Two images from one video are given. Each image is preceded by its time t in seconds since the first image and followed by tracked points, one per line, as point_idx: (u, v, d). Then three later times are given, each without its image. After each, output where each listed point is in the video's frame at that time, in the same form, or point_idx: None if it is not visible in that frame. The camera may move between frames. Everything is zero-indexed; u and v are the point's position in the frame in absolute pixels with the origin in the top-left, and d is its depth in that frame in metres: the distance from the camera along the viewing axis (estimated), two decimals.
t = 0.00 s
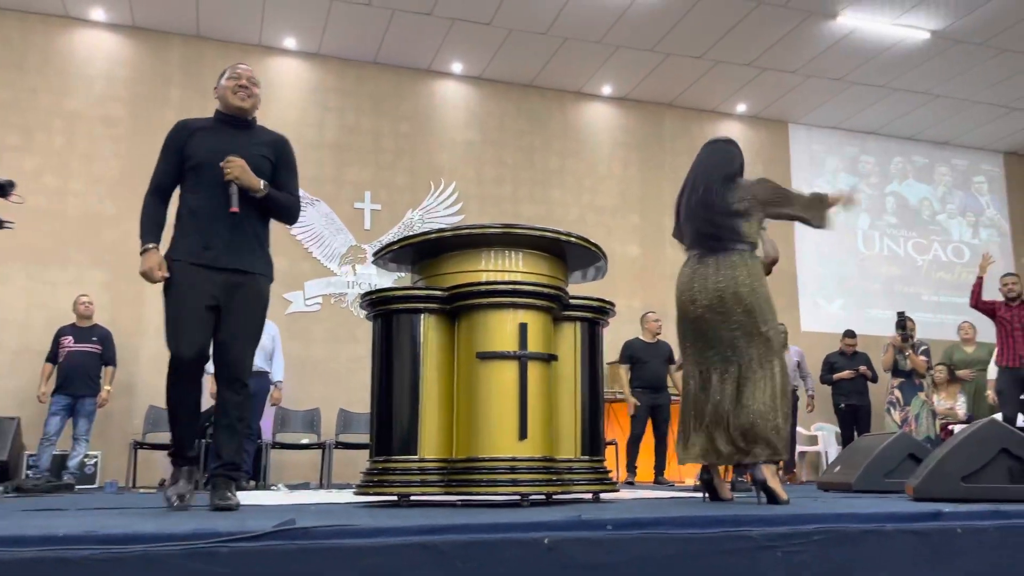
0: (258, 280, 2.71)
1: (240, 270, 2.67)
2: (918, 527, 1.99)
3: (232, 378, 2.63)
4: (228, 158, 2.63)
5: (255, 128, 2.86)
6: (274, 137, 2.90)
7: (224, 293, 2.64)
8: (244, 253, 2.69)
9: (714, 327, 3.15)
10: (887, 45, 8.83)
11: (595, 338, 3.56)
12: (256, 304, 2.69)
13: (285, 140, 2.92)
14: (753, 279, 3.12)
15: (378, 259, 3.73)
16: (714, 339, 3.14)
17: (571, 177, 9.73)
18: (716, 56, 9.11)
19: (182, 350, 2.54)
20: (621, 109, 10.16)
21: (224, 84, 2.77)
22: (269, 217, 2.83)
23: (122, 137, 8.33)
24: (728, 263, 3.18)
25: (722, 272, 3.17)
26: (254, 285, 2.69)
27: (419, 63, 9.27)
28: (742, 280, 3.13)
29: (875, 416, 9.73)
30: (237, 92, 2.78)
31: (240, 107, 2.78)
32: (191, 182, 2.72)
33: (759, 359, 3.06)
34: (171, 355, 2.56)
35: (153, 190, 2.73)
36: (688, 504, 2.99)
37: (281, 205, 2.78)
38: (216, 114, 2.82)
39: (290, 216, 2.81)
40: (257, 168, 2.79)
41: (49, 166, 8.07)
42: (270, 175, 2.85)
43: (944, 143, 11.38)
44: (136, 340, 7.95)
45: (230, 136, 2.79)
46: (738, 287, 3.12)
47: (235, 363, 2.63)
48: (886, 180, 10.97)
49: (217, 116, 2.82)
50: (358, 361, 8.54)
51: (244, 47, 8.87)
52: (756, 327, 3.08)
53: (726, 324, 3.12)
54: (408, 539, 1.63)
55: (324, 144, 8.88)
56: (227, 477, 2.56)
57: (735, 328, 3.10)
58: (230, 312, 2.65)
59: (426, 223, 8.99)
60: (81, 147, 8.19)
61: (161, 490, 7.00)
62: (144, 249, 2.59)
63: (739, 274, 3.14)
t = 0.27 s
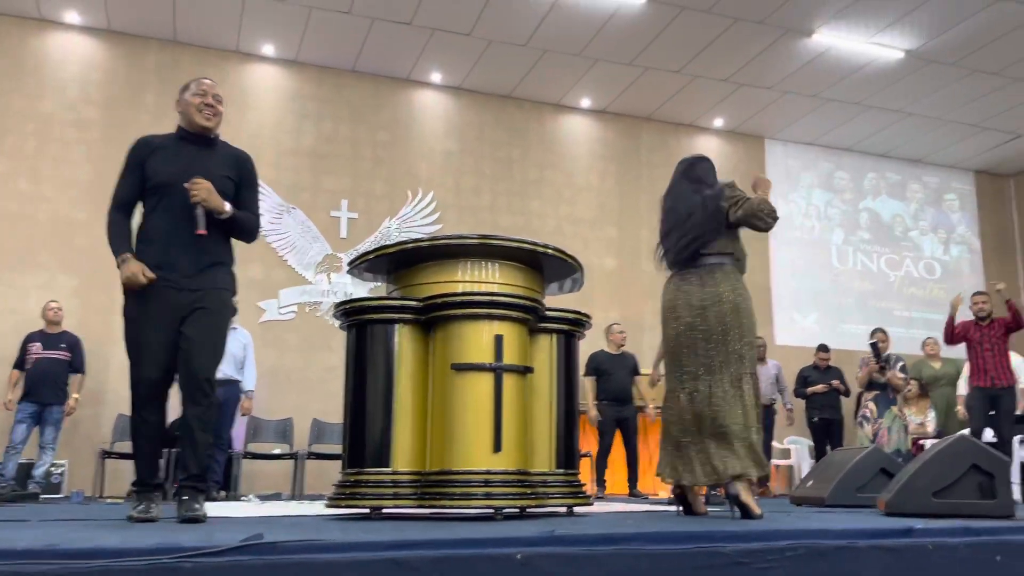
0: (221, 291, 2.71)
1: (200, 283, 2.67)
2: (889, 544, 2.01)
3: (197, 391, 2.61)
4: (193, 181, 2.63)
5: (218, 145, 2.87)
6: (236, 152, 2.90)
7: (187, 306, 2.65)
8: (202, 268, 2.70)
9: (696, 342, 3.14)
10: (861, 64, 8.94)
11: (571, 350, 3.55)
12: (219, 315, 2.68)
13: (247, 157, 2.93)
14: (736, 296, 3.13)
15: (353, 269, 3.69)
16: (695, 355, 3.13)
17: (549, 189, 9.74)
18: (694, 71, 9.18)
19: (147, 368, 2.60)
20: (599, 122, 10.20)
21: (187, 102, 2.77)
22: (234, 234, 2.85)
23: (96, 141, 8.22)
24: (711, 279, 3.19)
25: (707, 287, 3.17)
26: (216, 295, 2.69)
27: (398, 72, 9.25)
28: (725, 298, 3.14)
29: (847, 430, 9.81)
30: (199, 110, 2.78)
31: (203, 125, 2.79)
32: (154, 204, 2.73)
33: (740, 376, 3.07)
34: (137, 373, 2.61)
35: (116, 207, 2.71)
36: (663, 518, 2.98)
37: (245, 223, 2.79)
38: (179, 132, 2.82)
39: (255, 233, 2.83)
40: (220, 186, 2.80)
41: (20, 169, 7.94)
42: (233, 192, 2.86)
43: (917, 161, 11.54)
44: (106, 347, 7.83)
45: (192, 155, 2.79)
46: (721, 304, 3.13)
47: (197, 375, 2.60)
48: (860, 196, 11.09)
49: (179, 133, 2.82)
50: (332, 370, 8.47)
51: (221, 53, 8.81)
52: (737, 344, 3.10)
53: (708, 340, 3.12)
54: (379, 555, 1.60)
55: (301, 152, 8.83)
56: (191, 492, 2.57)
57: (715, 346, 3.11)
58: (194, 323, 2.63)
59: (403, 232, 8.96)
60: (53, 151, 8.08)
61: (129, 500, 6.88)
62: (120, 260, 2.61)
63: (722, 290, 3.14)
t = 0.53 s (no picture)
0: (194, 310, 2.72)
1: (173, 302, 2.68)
2: (870, 563, 2.00)
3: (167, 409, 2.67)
4: (160, 204, 2.65)
5: (188, 163, 2.84)
6: (206, 169, 2.89)
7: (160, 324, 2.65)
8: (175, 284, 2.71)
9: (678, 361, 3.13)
10: (837, 82, 9.05)
11: (551, 364, 3.53)
12: (191, 332, 2.70)
13: (216, 173, 2.92)
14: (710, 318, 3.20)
15: (332, 280, 3.65)
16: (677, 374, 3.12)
17: (528, 202, 9.74)
18: (673, 86, 9.24)
19: (117, 385, 2.57)
20: (579, 135, 10.23)
21: (157, 118, 2.73)
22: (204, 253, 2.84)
23: (70, 148, 8.11)
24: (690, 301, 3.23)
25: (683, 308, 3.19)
26: (188, 313, 2.70)
27: (378, 83, 9.23)
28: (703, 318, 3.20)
29: (823, 445, 9.86)
30: (169, 128, 2.74)
31: (173, 143, 2.75)
32: (122, 224, 2.69)
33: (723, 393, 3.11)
34: (107, 390, 2.58)
35: (82, 227, 2.65)
36: (643, 534, 2.97)
37: (215, 242, 2.80)
38: (148, 149, 2.78)
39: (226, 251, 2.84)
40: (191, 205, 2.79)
41: None
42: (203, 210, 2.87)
43: (892, 178, 11.67)
44: (77, 357, 7.70)
45: (161, 173, 2.76)
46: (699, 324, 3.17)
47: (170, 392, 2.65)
48: (836, 212, 11.20)
49: (147, 150, 2.79)
50: (309, 382, 8.39)
51: (199, 61, 8.74)
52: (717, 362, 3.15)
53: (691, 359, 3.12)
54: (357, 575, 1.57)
55: (279, 162, 8.76)
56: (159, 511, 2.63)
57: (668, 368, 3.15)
58: (166, 341, 2.65)
59: (382, 243, 8.92)
60: (26, 158, 7.96)
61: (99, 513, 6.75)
62: (93, 281, 2.57)
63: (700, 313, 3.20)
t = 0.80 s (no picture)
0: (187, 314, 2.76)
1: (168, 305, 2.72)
2: None
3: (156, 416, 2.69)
4: (166, 206, 2.70)
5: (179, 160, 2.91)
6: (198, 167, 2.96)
7: (155, 327, 2.68)
8: (171, 292, 2.74)
9: (670, 363, 3.09)
10: (822, 96, 9.12)
11: (541, 376, 3.51)
12: (183, 337, 2.73)
13: (206, 169, 2.99)
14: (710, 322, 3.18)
15: (320, 289, 3.61)
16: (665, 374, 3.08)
17: (514, 212, 9.73)
18: (659, 99, 9.28)
19: (105, 390, 2.60)
20: (565, 146, 10.24)
21: (150, 116, 2.81)
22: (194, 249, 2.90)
23: (51, 154, 8.02)
24: (686, 300, 3.17)
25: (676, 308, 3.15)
26: (183, 316, 2.74)
27: (364, 92, 9.20)
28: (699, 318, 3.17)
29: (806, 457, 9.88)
30: (161, 124, 2.81)
31: (164, 139, 2.82)
32: (115, 221, 2.74)
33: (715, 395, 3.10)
34: (96, 394, 2.61)
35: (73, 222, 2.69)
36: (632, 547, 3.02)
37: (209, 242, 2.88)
38: (139, 145, 2.84)
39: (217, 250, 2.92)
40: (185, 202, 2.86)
41: None
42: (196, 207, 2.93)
43: (874, 192, 11.76)
44: (55, 366, 7.58)
45: (154, 169, 2.82)
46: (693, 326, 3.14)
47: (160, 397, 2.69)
48: (819, 225, 11.27)
49: (138, 147, 2.85)
50: (291, 392, 8.31)
51: (184, 68, 8.67)
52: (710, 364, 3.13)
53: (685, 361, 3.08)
54: None
55: (264, 170, 8.70)
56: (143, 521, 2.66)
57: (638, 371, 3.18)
58: (158, 345, 2.68)
59: (367, 252, 8.88)
60: (6, 164, 7.85)
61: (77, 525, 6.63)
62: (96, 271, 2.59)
63: (697, 312, 3.17)
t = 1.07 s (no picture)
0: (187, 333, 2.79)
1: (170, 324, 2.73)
2: None
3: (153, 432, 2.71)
4: (170, 214, 2.68)
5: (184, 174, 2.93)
6: (201, 181, 2.99)
7: (157, 345, 2.69)
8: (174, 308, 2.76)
9: (663, 366, 3.16)
10: (813, 107, 9.16)
11: (538, 384, 3.48)
12: (182, 355, 2.76)
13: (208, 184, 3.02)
14: (711, 331, 3.20)
15: (316, 296, 3.57)
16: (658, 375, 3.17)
17: (505, 221, 9.71)
18: (652, 108, 9.29)
19: (102, 401, 2.55)
20: (557, 155, 10.24)
21: (159, 129, 2.82)
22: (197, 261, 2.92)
23: (39, 159, 7.94)
24: (689, 306, 3.23)
25: (679, 313, 3.21)
26: (184, 336, 2.77)
27: (356, 99, 9.17)
28: (705, 328, 3.19)
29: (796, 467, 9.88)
30: (169, 136, 2.83)
31: (172, 151, 2.84)
32: (118, 233, 2.74)
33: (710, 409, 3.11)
34: (93, 402, 2.56)
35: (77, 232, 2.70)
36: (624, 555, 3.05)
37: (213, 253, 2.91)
38: (146, 157, 2.85)
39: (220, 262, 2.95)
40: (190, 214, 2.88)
41: None
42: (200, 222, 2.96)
43: (864, 203, 11.82)
44: (42, 373, 7.49)
45: (161, 182, 2.84)
46: (695, 335, 3.17)
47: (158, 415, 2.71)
48: (810, 236, 11.30)
49: (145, 159, 2.85)
50: (281, 401, 8.24)
51: (175, 73, 8.62)
52: (709, 375, 3.15)
53: (679, 367, 3.14)
54: None
55: (255, 176, 8.65)
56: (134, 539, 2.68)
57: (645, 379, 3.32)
58: (158, 363, 2.70)
59: (358, 260, 8.84)
60: None
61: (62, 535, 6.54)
62: (65, 304, 2.55)
63: (704, 322, 3.20)
